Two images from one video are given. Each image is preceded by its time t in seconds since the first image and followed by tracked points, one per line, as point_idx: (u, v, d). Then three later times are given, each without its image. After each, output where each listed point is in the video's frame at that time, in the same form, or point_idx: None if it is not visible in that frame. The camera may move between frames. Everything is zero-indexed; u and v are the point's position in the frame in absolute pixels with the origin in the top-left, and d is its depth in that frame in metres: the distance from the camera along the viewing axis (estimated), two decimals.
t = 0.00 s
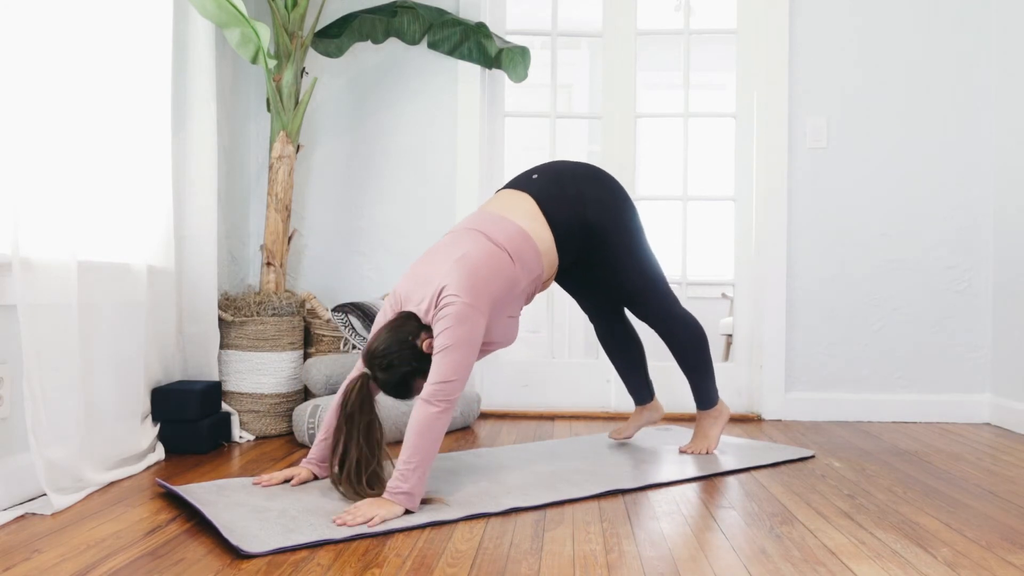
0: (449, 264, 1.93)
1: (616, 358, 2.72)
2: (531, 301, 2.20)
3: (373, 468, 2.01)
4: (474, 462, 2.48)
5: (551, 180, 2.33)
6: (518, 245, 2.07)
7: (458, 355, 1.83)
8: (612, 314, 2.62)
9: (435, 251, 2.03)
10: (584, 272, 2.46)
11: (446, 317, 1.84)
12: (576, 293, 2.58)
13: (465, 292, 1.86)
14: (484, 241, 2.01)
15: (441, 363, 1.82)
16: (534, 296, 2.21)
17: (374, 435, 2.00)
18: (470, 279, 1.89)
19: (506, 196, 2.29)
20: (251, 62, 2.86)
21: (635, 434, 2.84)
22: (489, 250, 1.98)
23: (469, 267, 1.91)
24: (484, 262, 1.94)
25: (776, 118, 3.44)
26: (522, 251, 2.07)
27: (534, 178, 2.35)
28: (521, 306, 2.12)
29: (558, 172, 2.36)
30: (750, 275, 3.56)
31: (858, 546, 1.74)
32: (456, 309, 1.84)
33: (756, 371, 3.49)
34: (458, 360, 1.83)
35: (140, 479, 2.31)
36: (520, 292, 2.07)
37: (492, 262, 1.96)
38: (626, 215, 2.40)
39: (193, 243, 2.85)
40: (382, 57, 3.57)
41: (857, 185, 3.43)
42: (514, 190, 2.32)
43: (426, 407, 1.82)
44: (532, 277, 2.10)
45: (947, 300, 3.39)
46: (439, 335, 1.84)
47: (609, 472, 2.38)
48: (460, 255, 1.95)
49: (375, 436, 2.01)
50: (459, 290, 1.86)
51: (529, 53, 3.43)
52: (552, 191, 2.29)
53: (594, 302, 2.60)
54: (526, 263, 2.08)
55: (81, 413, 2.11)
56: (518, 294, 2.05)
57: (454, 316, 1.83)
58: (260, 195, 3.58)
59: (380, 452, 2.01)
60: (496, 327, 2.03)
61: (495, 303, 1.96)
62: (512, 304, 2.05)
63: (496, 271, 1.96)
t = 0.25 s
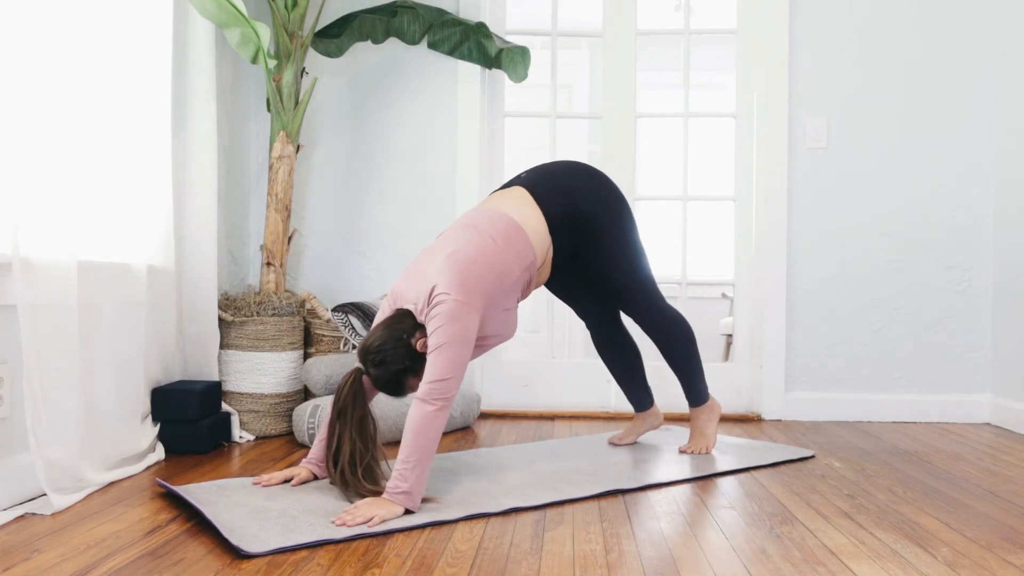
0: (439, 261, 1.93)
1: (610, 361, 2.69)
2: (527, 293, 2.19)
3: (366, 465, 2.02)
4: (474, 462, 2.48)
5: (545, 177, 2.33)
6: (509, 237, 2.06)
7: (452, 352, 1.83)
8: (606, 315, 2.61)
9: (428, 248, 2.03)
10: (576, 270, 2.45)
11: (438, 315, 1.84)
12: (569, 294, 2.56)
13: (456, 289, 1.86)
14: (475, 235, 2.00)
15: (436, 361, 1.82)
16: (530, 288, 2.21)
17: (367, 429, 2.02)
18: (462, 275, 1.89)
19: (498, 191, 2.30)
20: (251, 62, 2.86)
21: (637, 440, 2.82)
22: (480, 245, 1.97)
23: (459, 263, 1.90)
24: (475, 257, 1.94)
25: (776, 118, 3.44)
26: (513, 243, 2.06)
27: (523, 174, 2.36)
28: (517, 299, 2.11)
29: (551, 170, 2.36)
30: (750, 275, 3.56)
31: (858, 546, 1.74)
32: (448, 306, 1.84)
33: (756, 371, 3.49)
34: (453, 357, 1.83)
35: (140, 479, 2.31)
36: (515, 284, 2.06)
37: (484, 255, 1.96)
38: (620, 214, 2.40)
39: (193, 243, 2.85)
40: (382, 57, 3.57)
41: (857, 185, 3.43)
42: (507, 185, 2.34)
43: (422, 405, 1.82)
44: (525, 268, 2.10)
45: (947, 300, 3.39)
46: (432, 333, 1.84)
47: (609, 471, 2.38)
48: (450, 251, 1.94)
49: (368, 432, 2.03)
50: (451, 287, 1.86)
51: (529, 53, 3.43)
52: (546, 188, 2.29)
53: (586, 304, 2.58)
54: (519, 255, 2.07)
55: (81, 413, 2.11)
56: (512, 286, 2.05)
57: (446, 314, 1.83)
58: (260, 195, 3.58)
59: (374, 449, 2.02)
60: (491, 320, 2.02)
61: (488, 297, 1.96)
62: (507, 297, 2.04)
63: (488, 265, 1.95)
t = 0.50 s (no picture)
0: (442, 260, 1.93)
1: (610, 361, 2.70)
2: (531, 291, 2.18)
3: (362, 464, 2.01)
4: (474, 462, 2.48)
5: (546, 175, 2.33)
6: (513, 236, 2.06)
7: (452, 352, 1.83)
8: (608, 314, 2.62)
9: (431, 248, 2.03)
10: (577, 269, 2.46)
11: (439, 315, 1.84)
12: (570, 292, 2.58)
13: (457, 289, 1.86)
14: (477, 233, 2.00)
15: (436, 361, 1.82)
16: (534, 285, 2.20)
17: (366, 426, 2.00)
18: (462, 274, 1.89)
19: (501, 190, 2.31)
20: (251, 62, 2.86)
21: (637, 440, 2.82)
22: (483, 244, 1.98)
23: (461, 263, 1.91)
24: (477, 256, 1.94)
25: (776, 118, 3.44)
26: (517, 243, 2.06)
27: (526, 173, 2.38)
28: (520, 297, 2.10)
29: (552, 169, 2.37)
30: (751, 275, 3.56)
31: (858, 546, 1.74)
32: (448, 306, 1.84)
33: (756, 371, 3.49)
34: (453, 357, 1.83)
35: (140, 479, 2.31)
36: (518, 283, 2.06)
37: (485, 254, 1.96)
38: (621, 212, 2.39)
39: (193, 243, 2.85)
40: (382, 57, 3.57)
41: (857, 185, 3.43)
42: (509, 185, 2.35)
43: (422, 405, 1.83)
44: (527, 266, 2.09)
45: (947, 300, 3.39)
46: (433, 333, 1.84)
47: (609, 471, 2.38)
48: (453, 250, 1.95)
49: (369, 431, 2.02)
50: (451, 286, 1.86)
51: (529, 53, 3.43)
52: (547, 185, 2.30)
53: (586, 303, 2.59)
54: (521, 253, 2.07)
55: (81, 413, 2.11)
56: (515, 285, 2.04)
57: (447, 314, 1.84)
58: (260, 195, 3.58)
59: (371, 447, 2.01)
60: (494, 319, 2.02)
61: (490, 296, 1.96)
62: (510, 296, 2.04)
63: (490, 265, 1.95)
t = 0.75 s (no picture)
0: (463, 265, 1.94)
1: (621, 362, 2.71)
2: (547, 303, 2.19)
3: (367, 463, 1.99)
4: (475, 462, 2.48)
5: (570, 178, 2.35)
6: (533, 246, 2.07)
7: (464, 358, 1.83)
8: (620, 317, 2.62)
9: (453, 253, 2.05)
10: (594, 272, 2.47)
11: (454, 319, 1.85)
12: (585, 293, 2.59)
13: (474, 295, 1.87)
14: (499, 241, 2.01)
15: (447, 365, 1.83)
16: (551, 296, 2.21)
17: (375, 426, 1.98)
18: (481, 281, 1.90)
19: (524, 193, 2.31)
20: (251, 62, 2.86)
21: (638, 440, 2.83)
22: (503, 252, 1.98)
23: (480, 269, 1.92)
24: (496, 264, 1.95)
25: (776, 118, 3.44)
26: (536, 253, 2.06)
27: (551, 177, 2.38)
28: (536, 308, 2.11)
29: (576, 171, 2.38)
30: (750, 275, 3.56)
31: (858, 546, 1.74)
32: (464, 311, 1.85)
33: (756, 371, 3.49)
34: (465, 362, 1.83)
35: (140, 479, 2.31)
36: (535, 294, 2.06)
37: (505, 263, 1.96)
38: (642, 217, 2.40)
39: (193, 243, 2.85)
40: (382, 57, 3.57)
41: (857, 185, 3.43)
42: (533, 186, 2.36)
43: (429, 408, 1.83)
44: (546, 278, 2.10)
45: (947, 300, 3.39)
46: (447, 337, 1.85)
47: (609, 471, 2.38)
48: (474, 256, 1.96)
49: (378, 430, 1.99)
50: (469, 292, 1.87)
51: (529, 53, 3.43)
52: (570, 188, 2.31)
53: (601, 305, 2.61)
54: (541, 265, 2.07)
55: (81, 413, 2.11)
56: (532, 295, 2.04)
57: (462, 319, 1.84)
58: (260, 195, 3.58)
59: (377, 448, 1.99)
60: (510, 329, 2.02)
61: (507, 305, 1.96)
62: (527, 306, 2.04)
63: (509, 273, 1.96)
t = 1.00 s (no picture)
0: (476, 269, 1.94)
1: (625, 359, 2.72)
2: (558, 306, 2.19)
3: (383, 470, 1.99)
4: (475, 462, 2.48)
5: (583, 176, 2.35)
6: (545, 250, 2.07)
7: (473, 362, 1.83)
8: (626, 315, 2.63)
9: (465, 255, 2.05)
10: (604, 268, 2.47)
11: (465, 323, 1.85)
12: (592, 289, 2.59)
13: (486, 299, 1.87)
14: (512, 245, 2.01)
15: (456, 368, 1.83)
16: (561, 299, 2.21)
17: (395, 436, 1.96)
18: (493, 285, 1.90)
19: (538, 192, 2.31)
20: (251, 62, 2.86)
21: (638, 439, 2.83)
22: (516, 256, 1.99)
23: (493, 273, 1.92)
24: (509, 267, 1.95)
25: (776, 118, 3.44)
26: (548, 257, 2.07)
27: (564, 174, 2.37)
28: (547, 312, 2.11)
29: (590, 169, 2.38)
30: (750, 275, 3.56)
31: (858, 546, 1.74)
32: (475, 315, 1.85)
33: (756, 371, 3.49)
34: (473, 366, 1.83)
35: (140, 479, 2.31)
36: (546, 298, 2.06)
37: (517, 267, 1.97)
38: (654, 216, 2.40)
39: (192, 243, 2.85)
40: (382, 57, 3.57)
41: (857, 184, 3.43)
42: (547, 183, 2.36)
43: (435, 411, 1.83)
44: (558, 282, 2.10)
45: (947, 300, 3.39)
46: (456, 340, 1.85)
47: (609, 471, 2.38)
48: (487, 260, 1.96)
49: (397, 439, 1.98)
50: (481, 296, 1.87)
51: (529, 53, 3.43)
52: (583, 187, 2.31)
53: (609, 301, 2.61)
54: (552, 269, 2.08)
55: (81, 413, 2.11)
56: (544, 299, 2.05)
57: (472, 322, 1.84)
58: (260, 195, 3.58)
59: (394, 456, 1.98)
60: (521, 333, 2.02)
61: (518, 309, 1.96)
62: (538, 310, 2.04)
63: (521, 278, 1.96)
